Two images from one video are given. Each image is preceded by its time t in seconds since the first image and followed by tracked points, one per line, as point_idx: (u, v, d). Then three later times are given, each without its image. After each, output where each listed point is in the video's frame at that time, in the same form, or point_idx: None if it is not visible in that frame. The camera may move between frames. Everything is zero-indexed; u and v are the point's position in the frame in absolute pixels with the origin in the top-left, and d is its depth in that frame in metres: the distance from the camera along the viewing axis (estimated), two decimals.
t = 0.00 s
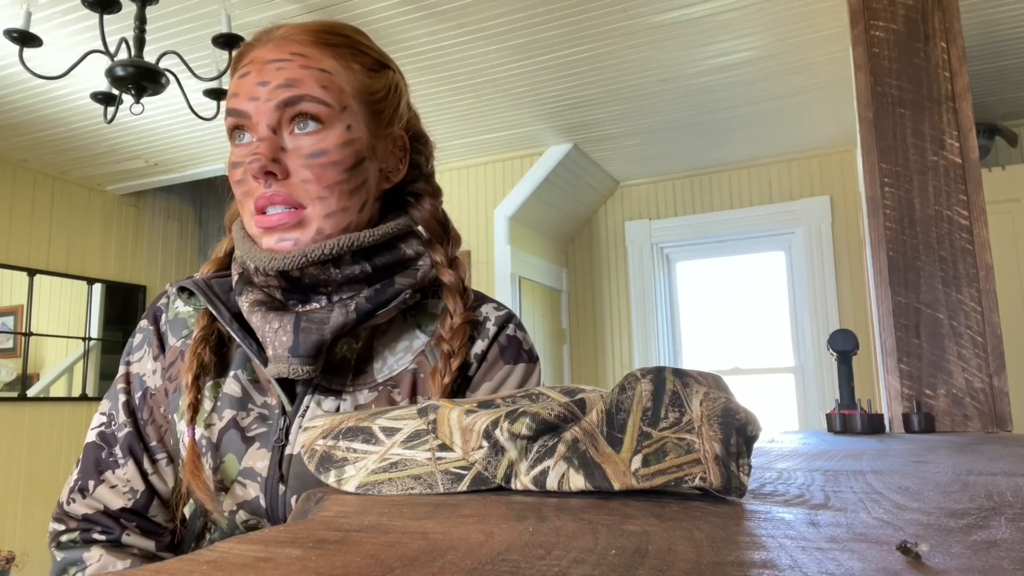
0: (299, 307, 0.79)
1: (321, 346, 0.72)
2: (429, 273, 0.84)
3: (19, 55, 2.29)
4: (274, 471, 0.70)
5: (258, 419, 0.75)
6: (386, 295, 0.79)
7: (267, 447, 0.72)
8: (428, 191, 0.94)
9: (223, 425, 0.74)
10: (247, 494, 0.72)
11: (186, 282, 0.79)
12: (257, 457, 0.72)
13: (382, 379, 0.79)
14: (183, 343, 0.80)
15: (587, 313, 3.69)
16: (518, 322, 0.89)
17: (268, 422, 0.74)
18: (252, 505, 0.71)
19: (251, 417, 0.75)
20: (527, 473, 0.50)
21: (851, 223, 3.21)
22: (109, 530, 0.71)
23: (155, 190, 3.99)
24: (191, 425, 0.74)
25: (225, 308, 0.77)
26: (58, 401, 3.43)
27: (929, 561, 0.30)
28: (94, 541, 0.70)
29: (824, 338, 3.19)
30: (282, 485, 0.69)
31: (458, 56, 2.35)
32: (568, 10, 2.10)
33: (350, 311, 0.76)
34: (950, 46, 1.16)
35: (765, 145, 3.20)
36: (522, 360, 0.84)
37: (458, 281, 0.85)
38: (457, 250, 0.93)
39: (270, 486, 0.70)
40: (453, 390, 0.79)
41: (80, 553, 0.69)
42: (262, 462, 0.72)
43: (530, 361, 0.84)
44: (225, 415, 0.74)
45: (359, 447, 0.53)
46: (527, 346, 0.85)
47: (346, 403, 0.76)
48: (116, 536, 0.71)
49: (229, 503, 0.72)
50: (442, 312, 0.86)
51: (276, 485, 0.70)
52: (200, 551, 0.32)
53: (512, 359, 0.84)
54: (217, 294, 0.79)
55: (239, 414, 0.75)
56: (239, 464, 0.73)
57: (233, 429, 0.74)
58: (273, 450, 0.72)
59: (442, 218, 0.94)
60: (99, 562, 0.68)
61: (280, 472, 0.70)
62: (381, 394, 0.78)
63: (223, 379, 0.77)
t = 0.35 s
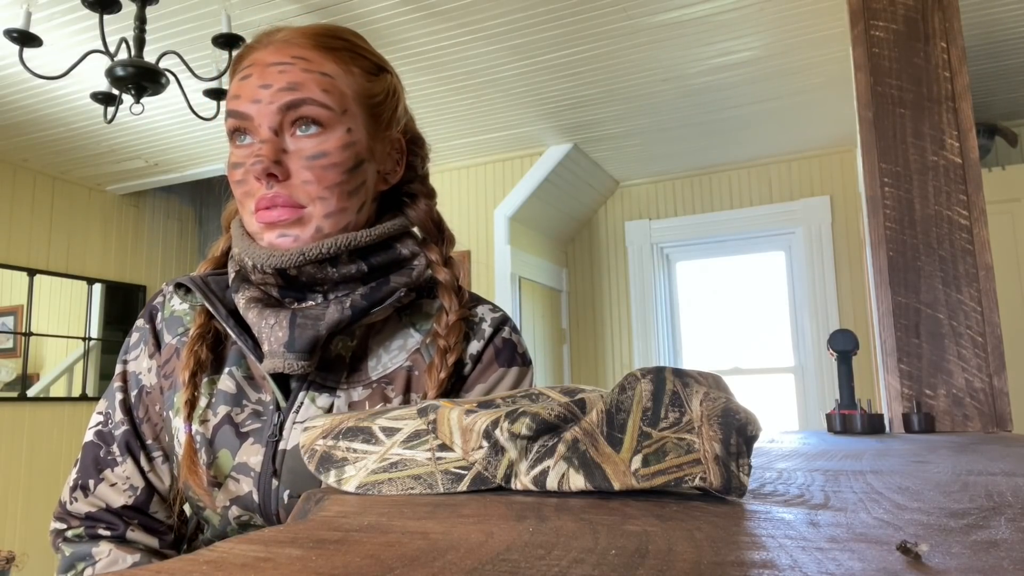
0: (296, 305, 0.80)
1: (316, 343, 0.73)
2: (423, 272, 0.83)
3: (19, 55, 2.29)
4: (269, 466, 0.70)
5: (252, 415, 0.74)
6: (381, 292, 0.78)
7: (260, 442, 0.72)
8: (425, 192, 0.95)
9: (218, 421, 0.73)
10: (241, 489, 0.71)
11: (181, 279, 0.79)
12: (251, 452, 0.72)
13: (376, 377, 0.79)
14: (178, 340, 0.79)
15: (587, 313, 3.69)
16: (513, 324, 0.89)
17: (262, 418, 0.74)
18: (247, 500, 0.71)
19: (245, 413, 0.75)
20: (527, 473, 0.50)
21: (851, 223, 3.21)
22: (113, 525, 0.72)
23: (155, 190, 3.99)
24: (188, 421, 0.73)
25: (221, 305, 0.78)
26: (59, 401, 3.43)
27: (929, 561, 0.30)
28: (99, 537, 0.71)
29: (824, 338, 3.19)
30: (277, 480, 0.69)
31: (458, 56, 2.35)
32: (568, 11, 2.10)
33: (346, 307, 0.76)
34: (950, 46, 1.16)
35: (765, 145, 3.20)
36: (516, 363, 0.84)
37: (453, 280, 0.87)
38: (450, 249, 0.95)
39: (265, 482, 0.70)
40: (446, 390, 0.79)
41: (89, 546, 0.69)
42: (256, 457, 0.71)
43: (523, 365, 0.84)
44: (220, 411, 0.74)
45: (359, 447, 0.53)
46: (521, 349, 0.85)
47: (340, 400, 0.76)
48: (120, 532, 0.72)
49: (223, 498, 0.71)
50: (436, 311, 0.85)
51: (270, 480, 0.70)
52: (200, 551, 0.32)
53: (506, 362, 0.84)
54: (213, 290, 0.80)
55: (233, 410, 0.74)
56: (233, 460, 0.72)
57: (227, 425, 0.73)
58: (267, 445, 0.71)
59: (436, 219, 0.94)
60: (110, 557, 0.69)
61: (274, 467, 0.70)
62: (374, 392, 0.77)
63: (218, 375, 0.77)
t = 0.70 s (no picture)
0: (295, 311, 0.79)
1: (321, 350, 0.73)
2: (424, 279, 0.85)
3: (19, 55, 2.29)
4: (271, 471, 0.70)
5: (250, 420, 0.74)
6: (384, 300, 0.79)
7: (260, 447, 0.72)
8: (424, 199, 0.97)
9: (215, 427, 0.73)
10: (238, 494, 0.71)
11: (178, 283, 0.77)
12: (251, 457, 0.72)
13: (373, 381, 0.79)
14: (173, 346, 0.78)
15: (587, 313, 3.69)
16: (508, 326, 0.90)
17: (260, 423, 0.74)
18: (247, 505, 0.71)
19: (243, 418, 0.75)
20: (527, 473, 0.50)
21: (851, 223, 3.21)
22: (105, 537, 0.71)
23: (155, 190, 3.99)
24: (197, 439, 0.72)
25: (217, 310, 0.77)
26: (59, 401, 3.43)
27: (929, 562, 0.30)
28: (90, 551, 0.70)
29: (824, 338, 3.19)
30: (277, 485, 0.70)
31: (458, 56, 2.35)
32: (569, 11, 2.10)
33: (350, 314, 0.76)
34: (950, 46, 1.16)
35: (765, 145, 3.20)
36: (510, 365, 0.85)
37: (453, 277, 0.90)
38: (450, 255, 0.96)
39: (264, 486, 0.70)
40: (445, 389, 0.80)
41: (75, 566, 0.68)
42: (256, 463, 0.72)
43: (517, 366, 0.86)
44: (217, 418, 0.74)
45: (359, 447, 0.53)
46: (515, 351, 0.87)
47: (339, 404, 0.76)
48: (111, 544, 0.71)
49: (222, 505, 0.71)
50: (434, 313, 0.86)
51: (269, 485, 0.70)
52: (200, 551, 0.32)
53: (500, 363, 0.85)
54: (208, 296, 0.78)
55: (230, 416, 0.74)
56: (232, 465, 0.72)
57: (225, 431, 0.73)
58: (266, 450, 0.72)
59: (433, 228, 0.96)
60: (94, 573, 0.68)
61: (274, 472, 0.70)
62: (373, 395, 0.78)
63: (215, 381, 0.76)
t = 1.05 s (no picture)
0: (298, 315, 0.79)
1: (326, 356, 0.73)
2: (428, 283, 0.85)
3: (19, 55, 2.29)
4: (274, 476, 0.71)
5: (252, 424, 0.74)
6: (389, 304, 0.79)
7: (263, 452, 0.72)
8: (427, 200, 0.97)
9: (217, 432, 0.73)
10: (241, 499, 0.72)
11: (179, 286, 0.77)
12: (253, 462, 0.72)
13: (376, 385, 0.79)
14: (172, 348, 0.78)
15: (588, 313, 3.69)
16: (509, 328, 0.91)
17: (262, 426, 0.74)
18: (251, 510, 0.71)
19: (245, 422, 0.74)
20: (527, 473, 0.50)
21: (851, 223, 3.21)
22: (99, 539, 0.72)
23: (155, 189, 3.99)
24: (197, 442, 0.72)
25: (218, 312, 0.77)
26: (59, 401, 3.43)
27: (929, 562, 0.30)
28: (84, 551, 0.70)
29: (824, 338, 3.19)
30: (281, 490, 0.70)
31: (458, 56, 2.35)
32: (569, 11, 2.10)
33: (356, 320, 0.76)
34: (950, 46, 1.16)
35: (765, 145, 3.20)
36: (511, 366, 0.86)
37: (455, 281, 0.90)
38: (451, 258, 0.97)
39: (268, 491, 0.71)
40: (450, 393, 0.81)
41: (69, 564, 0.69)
42: (258, 468, 0.72)
43: (517, 368, 0.87)
44: (218, 421, 0.74)
45: (359, 447, 0.53)
46: (516, 352, 0.88)
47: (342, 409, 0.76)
48: (105, 546, 0.72)
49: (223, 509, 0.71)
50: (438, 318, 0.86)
51: (273, 491, 0.70)
52: (199, 551, 0.32)
53: (501, 364, 0.86)
54: (209, 298, 0.78)
55: (232, 420, 0.74)
56: (234, 470, 0.72)
57: (226, 436, 0.73)
58: (269, 455, 0.72)
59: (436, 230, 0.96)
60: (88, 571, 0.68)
61: (277, 477, 0.71)
62: (375, 399, 0.78)
63: (215, 384, 0.76)
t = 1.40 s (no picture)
0: (296, 326, 0.79)
1: (322, 369, 0.73)
2: (427, 293, 0.86)
3: (19, 55, 2.29)
4: (269, 490, 0.71)
5: (251, 434, 0.75)
6: (386, 316, 0.79)
7: (260, 463, 0.72)
8: (428, 206, 0.97)
9: (215, 441, 0.73)
10: (238, 509, 0.72)
11: (174, 298, 0.76)
12: (250, 473, 0.72)
13: (374, 395, 0.79)
14: (175, 352, 0.78)
15: (588, 314, 3.69)
16: (507, 331, 0.90)
17: (261, 437, 0.74)
18: (247, 521, 0.72)
19: (244, 431, 0.75)
20: (527, 473, 0.50)
21: (851, 223, 3.21)
22: (100, 540, 0.71)
23: (155, 189, 3.99)
24: (198, 454, 0.72)
25: (214, 324, 0.76)
26: (58, 401, 3.43)
27: (929, 561, 0.30)
28: (84, 551, 0.70)
29: (824, 338, 3.19)
30: (277, 502, 0.70)
31: (458, 57, 2.35)
32: (569, 11, 2.10)
33: (352, 333, 0.76)
34: (950, 46, 1.16)
35: (765, 145, 3.20)
36: (507, 369, 0.86)
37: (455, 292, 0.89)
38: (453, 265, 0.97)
39: (265, 502, 0.71)
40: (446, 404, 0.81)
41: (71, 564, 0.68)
42: (255, 479, 0.72)
43: (515, 370, 0.87)
44: (218, 430, 0.74)
45: (359, 447, 0.53)
46: (513, 356, 0.88)
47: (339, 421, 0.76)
48: (106, 548, 0.71)
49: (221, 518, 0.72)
50: (436, 328, 0.86)
51: (269, 502, 0.70)
52: (199, 551, 0.32)
53: (496, 368, 0.86)
54: (207, 309, 0.78)
55: (231, 429, 0.74)
56: (231, 480, 0.72)
57: (224, 445, 0.73)
58: (266, 467, 0.71)
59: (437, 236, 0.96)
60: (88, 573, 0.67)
61: (274, 489, 0.71)
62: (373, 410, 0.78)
63: (217, 392, 0.76)
